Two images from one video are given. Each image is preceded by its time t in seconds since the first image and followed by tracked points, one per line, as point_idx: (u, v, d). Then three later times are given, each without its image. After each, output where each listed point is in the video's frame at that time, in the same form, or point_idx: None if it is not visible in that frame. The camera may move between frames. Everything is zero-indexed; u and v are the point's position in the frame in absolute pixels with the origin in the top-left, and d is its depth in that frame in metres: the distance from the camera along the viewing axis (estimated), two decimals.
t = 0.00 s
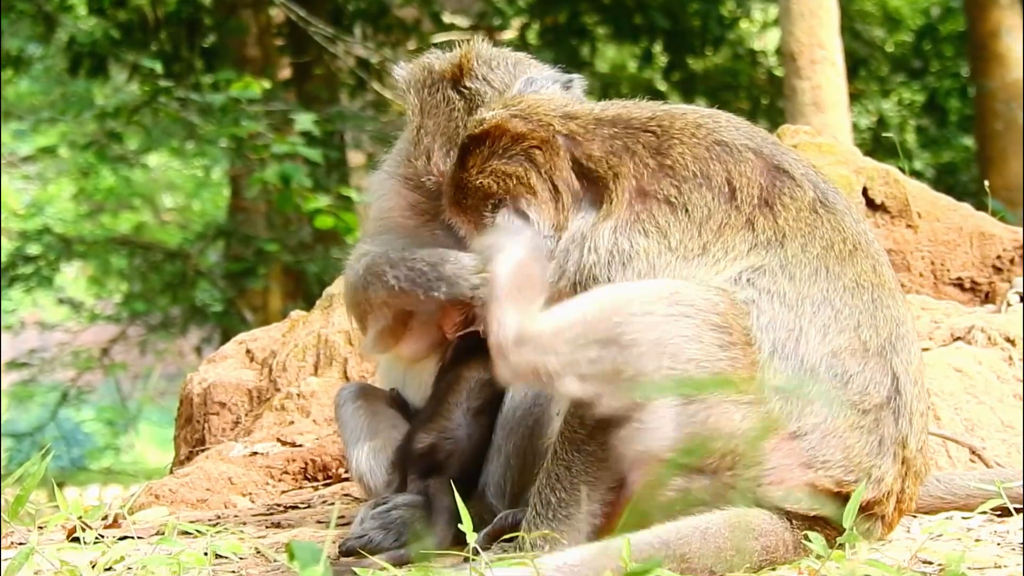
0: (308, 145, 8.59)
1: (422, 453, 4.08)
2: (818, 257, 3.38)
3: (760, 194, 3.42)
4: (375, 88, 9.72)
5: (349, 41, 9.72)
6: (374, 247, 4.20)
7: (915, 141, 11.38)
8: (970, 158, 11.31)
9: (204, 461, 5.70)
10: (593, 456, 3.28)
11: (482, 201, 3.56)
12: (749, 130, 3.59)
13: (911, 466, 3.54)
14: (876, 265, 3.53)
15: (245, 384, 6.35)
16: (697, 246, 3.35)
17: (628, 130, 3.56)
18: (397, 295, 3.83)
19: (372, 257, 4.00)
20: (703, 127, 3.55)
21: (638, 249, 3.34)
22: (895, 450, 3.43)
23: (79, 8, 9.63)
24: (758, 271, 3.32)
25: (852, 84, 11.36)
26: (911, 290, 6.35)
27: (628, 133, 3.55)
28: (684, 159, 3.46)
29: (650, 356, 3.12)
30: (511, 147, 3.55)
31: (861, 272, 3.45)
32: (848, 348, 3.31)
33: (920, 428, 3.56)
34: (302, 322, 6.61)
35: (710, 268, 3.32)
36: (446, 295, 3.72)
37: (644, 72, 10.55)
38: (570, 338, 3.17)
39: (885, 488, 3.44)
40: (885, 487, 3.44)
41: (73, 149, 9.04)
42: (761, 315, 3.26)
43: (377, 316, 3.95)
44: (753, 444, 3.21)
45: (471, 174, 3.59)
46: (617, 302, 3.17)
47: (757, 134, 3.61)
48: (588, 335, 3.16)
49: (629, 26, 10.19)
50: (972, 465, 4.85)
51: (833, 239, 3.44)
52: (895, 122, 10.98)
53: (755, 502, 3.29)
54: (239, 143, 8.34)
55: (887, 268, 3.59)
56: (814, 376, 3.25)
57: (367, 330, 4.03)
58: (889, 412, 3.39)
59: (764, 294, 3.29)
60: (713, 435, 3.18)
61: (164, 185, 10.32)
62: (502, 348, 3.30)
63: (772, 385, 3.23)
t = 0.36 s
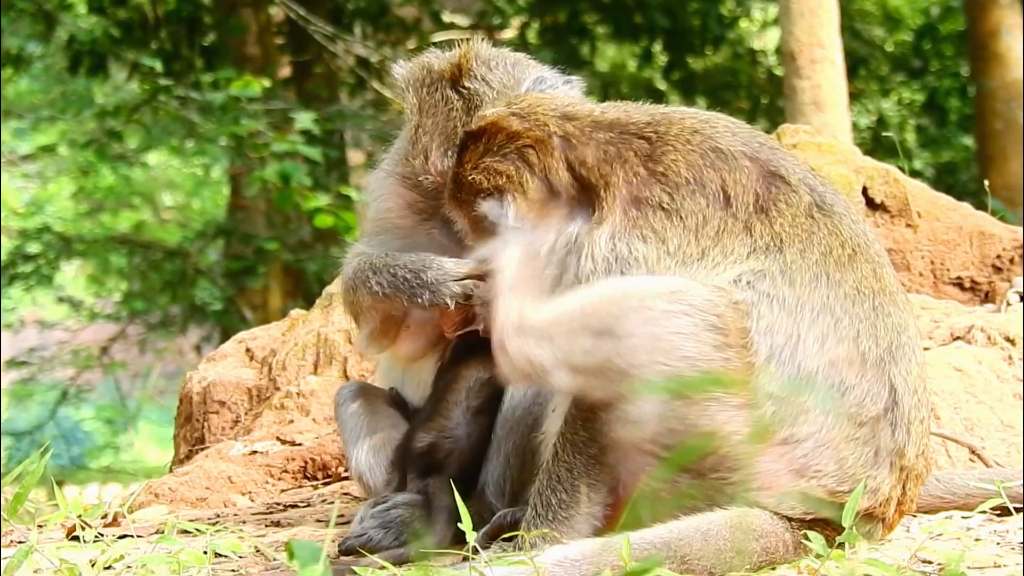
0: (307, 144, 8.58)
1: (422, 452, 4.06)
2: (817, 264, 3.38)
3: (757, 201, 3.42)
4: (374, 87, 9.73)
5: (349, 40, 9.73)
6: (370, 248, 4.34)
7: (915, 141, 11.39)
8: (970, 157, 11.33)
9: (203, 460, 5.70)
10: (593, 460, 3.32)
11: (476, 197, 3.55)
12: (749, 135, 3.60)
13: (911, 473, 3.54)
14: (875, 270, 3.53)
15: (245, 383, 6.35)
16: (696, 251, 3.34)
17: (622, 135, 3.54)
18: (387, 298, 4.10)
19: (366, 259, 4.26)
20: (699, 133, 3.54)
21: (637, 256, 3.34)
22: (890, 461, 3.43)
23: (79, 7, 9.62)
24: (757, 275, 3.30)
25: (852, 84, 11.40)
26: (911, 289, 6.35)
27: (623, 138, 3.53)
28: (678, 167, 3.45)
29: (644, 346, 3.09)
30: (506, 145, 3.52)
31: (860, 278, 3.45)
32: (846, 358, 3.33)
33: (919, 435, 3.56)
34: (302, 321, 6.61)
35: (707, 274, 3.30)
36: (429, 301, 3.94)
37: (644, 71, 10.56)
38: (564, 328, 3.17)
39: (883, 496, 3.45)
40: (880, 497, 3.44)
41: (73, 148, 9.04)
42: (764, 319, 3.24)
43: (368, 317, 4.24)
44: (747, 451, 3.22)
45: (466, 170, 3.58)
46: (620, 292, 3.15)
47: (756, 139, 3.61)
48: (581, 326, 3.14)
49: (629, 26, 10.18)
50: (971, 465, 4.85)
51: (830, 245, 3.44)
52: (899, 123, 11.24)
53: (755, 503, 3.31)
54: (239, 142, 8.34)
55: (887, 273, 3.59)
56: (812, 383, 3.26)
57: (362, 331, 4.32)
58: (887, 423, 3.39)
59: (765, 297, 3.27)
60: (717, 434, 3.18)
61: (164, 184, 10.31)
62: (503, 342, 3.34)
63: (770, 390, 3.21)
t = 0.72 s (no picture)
0: (305, 143, 8.58)
1: (419, 451, 4.05)
2: (813, 267, 3.38)
3: (754, 205, 3.43)
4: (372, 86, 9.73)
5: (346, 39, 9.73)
6: (368, 248, 4.38)
7: (913, 139, 11.39)
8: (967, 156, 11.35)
9: (201, 459, 5.71)
10: (590, 462, 3.31)
11: (477, 200, 3.59)
12: (748, 138, 3.61)
13: (910, 472, 3.55)
14: (873, 270, 3.53)
15: (242, 382, 6.35)
16: (691, 255, 3.37)
17: (622, 132, 3.59)
18: (385, 297, 4.14)
19: (362, 260, 4.31)
20: (701, 133, 3.58)
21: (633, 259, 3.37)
22: (889, 461, 3.42)
23: (76, 5, 9.61)
24: (752, 279, 3.32)
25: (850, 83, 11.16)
26: (909, 289, 6.35)
27: (622, 134, 3.57)
28: (680, 165, 3.48)
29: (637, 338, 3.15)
30: (505, 147, 3.58)
31: (857, 280, 3.44)
32: (845, 361, 3.32)
33: (918, 435, 3.55)
34: (299, 320, 6.61)
35: (705, 276, 3.32)
36: (424, 302, 4.01)
37: (642, 70, 10.55)
38: (571, 293, 3.17)
39: (881, 495, 3.44)
40: (879, 497, 3.44)
41: (70, 147, 9.04)
42: (762, 325, 3.26)
43: (364, 318, 4.27)
44: (743, 452, 3.22)
45: (466, 173, 3.62)
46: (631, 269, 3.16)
47: (755, 141, 3.62)
48: (584, 296, 3.15)
49: (627, 24, 10.17)
50: (969, 464, 4.87)
51: (827, 247, 3.44)
52: (897, 122, 11.23)
53: (751, 504, 3.30)
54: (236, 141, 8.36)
55: (885, 274, 3.59)
56: (810, 389, 3.26)
57: (359, 331, 4.34)
58: (883, 424, 3.37)
59: (761, 302, 3.29)
60: (707, 437, 3.21)
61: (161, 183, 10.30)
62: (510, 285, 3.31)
63: (771, 398, 3.24)
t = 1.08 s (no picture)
0: (301, 142, 8.57)
1: (416, 450, 4.07)
2: (806, 256, 3.39)
3: (745, 200, 3.43)
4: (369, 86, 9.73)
5: (343, 38, 9.74)
6: (364, 248, 4.32)
7: (909, 139, 11.39)
8: (963, 156, 11.35)
9: (197, 458, 5.70)
10: (586, 460, 3.31)
11: (468, 202, 3.57)
12: (739, 134, 3.63)
13: (907, 466, 3.55)
14: (866, 262, 3.54)
15: (238, 380, 6.34)
16: (683, 252, 3.36)
17: (611, 133, 3.57)
18: (378, 297, 4.11)
19: (355, 259, 4.27)
20: (689, 132, 3.56)
21: (625, 259, 3.38)
22: (888, 451, 3.43)
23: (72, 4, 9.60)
24: (746, 271, 3.33)
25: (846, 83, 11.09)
26: (906, 288, 6.35)
27: (611, 136, 3.56)
28: (668, 165, 3.47)
29: (649, 351, 3.16)
30: (494, 147, 3.56)
31: (850, 271, 3.45)
32: (842, 344, 3.33)
33: (913, 428, 3.55)
34: (296, 318, 6.60)
35: (699, 272, 3.33)
36: (417, 303, 3.93)
37: (638, 69, 10.53)
38: (568, 324, 3.20)
39: (880, 488, 3.45)
40: (877, 489, 3.44)
41: (67, 145, 9.04)
42: (757, 311, 3.27)
43: (359, 317, 4.25)
44: (743, 445, 3.21)
45: (456, 175, 3.59)
46: (620, 289, 3.20)
47: (745, 139, 3.63)
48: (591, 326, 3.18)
49: (623, 24, 10.18)
50: (965, 463, 4.86)
51: (820, 239, 3.45)
52: (889, 121, 11.03)
53: (746, 502, 3.30)
54: (232, 139, 8.36)
55: (877, 269, 3.59)
56: (808, 375, 3.26)
57: (353, 330, 4.32)
58: (882, 412, 3.39)
59: (756, 293, 3.30)
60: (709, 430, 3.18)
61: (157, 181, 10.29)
62: (497, 333, 3.30)
63: (770, 384, 3.23)
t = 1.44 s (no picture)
0: (301, 141, 8.59)
1: (416, 449, 4.07)
2: (807, 265, 3.39)
3: (746, 201, 3.42)
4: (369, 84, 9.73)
5: (343, 37, 9.74)
6: (361, 250, 4.38)
7: (909, 138, 11.38)
8: (963, 155, 11.36)
9: (197, 457, 5.70)
10: (587, 459, 3.32)
11: (465, 188, 3.59)
12: (739, 134, 3.61)
13: (905, 469, 3.55)
14: (867, 268, 3.54)
15: (238, 379, 6.34)
16: (684, 247, 3.35)
17: (612, 125, 3.56)
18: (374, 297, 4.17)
19: (349, 262, 4.34)
20: (689, 128, 3.56)
21: (628, 252, 3.34)
22: (880, 458, 3.43)
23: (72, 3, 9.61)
24: (745, 277, 3.32)
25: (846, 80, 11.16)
26: (906, 287, 6.34)
27: (610, 129, 3.55)
28: (663, 159, 3.46)
29: (622, 341, 3.16)
30: (494, 136, 3.61)
31: (851, 279, 3.45)
32: (836, 361, 3.33)
33: (909, 431, 3.55)
34: (296, 317, 6.60)
35: (696, 271, 3.31)
36: (411, 299, 4.02)
37: (638, 68, 10.52)
38: (550, 304, 3.16)
39: (873, 492, 3.44)
40: (870, 494, 3.44)
41: (67, 143, 9.05)
42: (751, 320, 3.26)
43: (356, 318, 4.28)
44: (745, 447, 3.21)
45: (456, 164, 3.65)
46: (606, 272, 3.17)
47: (745, 138, 3.62)
48: (570, 305, 3.14)
49: (623, 22, 10.18)
50: (966, 462, 4.85)
51: (820, 245, 3.44)
52: (892, 120, 11.16)
53: (744, 501, 3.31)
54: (232, 138, 8.38)
55: (876, 271, 3.59)
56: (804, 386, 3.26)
57: (352, 330, 4.35)
58: (875, 422, 3.39)
59: (755, 300, 3.29)
60: (696, 433, 3.21)
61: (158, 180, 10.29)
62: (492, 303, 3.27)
63: (758, 398, 3.25)
